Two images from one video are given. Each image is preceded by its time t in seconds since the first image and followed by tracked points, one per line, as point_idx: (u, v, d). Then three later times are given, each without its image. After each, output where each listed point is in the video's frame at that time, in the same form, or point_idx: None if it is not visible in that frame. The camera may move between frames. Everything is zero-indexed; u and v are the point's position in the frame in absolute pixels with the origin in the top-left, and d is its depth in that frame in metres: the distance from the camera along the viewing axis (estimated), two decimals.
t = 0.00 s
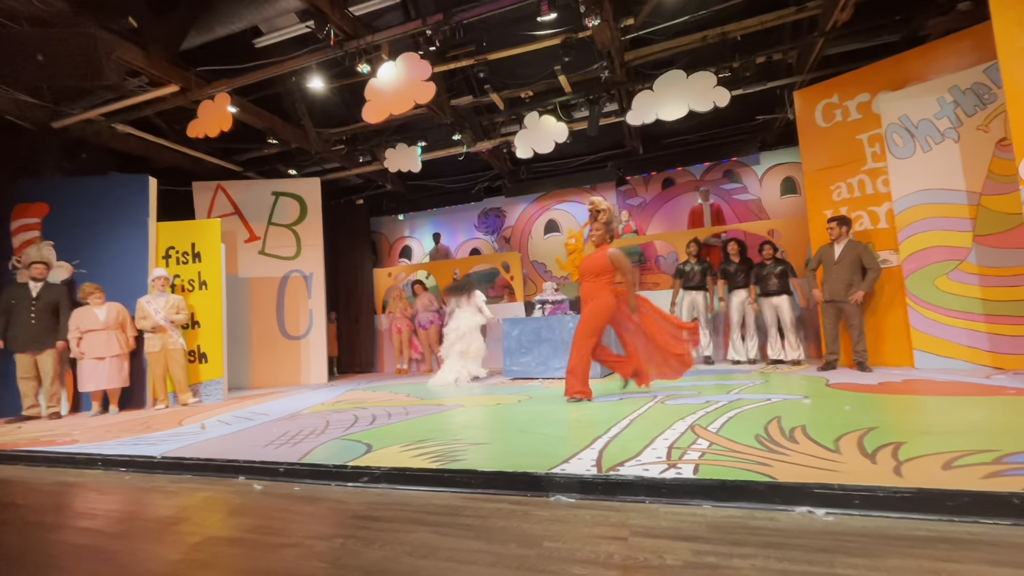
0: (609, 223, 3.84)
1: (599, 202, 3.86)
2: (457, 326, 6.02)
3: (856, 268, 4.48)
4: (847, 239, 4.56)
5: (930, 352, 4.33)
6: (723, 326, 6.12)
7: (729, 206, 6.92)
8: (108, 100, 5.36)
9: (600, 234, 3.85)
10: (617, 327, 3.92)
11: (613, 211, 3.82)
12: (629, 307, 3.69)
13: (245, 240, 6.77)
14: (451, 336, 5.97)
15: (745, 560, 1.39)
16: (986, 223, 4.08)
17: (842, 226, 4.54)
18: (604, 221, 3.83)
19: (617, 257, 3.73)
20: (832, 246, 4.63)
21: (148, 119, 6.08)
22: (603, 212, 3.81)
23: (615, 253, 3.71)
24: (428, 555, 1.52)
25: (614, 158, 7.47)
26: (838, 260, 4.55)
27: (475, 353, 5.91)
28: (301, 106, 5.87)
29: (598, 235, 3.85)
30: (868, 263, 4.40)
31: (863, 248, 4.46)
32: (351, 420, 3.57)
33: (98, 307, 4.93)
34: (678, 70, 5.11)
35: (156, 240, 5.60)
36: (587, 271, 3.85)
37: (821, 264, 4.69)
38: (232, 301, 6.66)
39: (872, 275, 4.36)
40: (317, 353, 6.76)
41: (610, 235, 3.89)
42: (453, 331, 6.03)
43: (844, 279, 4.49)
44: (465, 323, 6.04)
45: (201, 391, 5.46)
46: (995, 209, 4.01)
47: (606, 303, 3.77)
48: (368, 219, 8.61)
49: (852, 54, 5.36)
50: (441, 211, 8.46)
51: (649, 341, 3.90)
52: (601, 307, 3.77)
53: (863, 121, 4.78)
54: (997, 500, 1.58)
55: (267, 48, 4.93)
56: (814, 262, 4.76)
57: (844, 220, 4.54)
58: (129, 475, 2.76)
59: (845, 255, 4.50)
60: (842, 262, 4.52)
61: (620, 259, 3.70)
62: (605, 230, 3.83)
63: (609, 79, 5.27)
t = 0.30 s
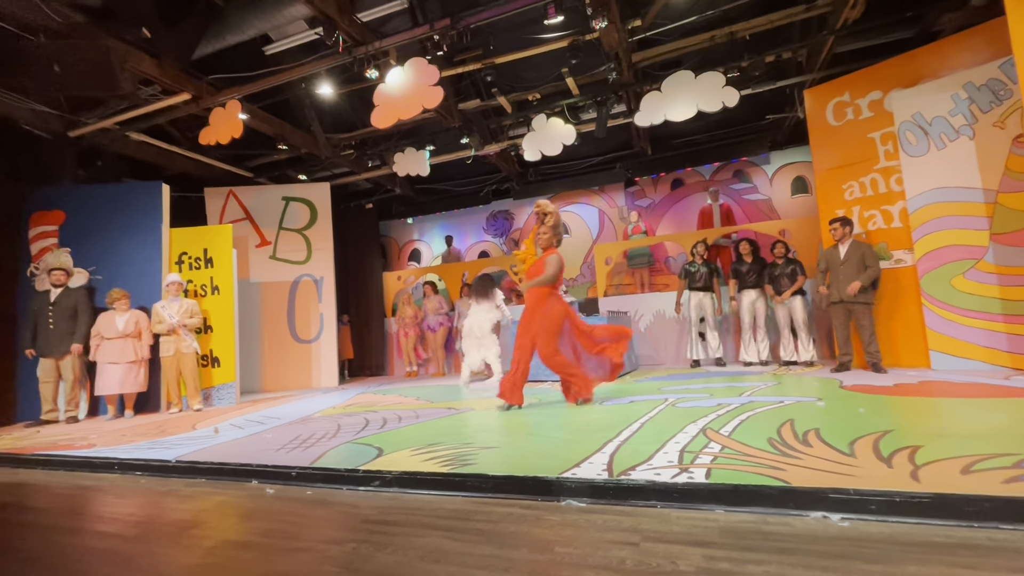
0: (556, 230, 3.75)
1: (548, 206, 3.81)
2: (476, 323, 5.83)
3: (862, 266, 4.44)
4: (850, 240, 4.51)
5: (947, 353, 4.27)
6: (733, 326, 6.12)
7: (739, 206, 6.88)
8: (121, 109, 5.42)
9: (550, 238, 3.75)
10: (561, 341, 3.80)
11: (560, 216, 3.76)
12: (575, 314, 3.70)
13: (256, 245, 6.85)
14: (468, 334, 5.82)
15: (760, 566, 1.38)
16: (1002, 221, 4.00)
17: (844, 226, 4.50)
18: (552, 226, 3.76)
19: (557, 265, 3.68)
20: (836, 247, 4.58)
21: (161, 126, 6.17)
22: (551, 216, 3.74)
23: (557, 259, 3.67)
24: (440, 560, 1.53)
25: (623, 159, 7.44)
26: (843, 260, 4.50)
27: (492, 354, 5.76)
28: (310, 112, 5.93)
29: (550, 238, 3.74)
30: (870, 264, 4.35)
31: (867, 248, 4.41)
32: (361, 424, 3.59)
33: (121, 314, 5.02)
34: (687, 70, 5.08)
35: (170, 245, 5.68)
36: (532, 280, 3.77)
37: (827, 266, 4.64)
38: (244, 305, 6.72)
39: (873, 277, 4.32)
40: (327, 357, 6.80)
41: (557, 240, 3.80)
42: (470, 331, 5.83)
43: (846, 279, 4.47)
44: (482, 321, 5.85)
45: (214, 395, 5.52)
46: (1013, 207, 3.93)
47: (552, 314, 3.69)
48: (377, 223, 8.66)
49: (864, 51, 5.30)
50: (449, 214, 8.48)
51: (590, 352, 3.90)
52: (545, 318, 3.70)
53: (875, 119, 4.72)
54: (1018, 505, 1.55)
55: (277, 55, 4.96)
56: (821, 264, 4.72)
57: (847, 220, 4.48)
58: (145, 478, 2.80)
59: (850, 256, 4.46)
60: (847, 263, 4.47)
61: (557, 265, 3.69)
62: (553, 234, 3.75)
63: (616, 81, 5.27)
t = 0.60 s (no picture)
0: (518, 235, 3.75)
1: (503, 207, 3.80)
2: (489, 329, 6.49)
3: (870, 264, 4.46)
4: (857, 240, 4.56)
5: (969, 352, 4.18)
6: (748, 326, 6.06)
7: (754, 205, 6.79)
8: (140, 117, 5.53)
9: (508, 239, 3.72)
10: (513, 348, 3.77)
11: (518, 218, 3.76)
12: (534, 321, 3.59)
13: (271, 249, 6.93)
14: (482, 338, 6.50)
15: (778, 570, 1.36)
16: None
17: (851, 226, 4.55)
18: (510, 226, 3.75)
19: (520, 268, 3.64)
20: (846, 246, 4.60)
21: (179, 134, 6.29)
22: (506, 217, 3.74)
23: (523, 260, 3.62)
24: (455, 562, 1.52)
25: (635, 158, 7.39)
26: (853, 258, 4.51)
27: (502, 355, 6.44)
28: (323, 116, 6.00)
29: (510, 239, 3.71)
30: (876, 261, 4.37)
31: (875, 245, 4.41)
32: (376, 425, 3.61)
33: (143, 316, 5.12)
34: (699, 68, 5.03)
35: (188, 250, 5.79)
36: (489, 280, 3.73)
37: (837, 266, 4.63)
38: (259, 308, 6.81)
39: (876, 273, 4.36)
40: (341, 359, 6.87)
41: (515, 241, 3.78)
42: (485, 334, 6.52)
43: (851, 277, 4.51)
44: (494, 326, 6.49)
45: (231, 398, 5.59)
46: None
47: (511, 320, 3.60)
48: (389, 226, 8.73)
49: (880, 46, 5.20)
50: (461, 216, 8.52)
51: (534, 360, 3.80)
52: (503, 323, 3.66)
53: (892, 115, 4.63)
54: None
55: (290, 61, 5.03)
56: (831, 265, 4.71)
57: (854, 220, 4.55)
58: (165, 479, 2.85)
59: (858, 254, 4.47)
60: (856, 261, 4.48)
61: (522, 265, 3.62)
62: (510, 235, 3.73)
63: (627, 80, 5.24)
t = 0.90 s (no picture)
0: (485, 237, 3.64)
1: (468, 208, 3.68)
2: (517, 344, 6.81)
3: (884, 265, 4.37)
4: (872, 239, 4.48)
5: (994, 352, 4.07)
6: (764, 326, 5.98)
7: (769, 204, 6.70)
8: (159, 125, 5.67)
9: (475, 241, 3.60)
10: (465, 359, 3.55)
11: (484, 219, 3.66)
12: (505, 322, 3.50)
13: (287, 253, 7.03)
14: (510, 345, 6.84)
15: None
16: None
17: (866, 226, 4.46)
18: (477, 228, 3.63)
19: (486, 271, 3.52)
20: (860, 247, 4.52)
21: (196, 141, 6.41)
22: (472, 218, 3.64)
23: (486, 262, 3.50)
24: (471, 564, 1.53)
25: (647, 159, 7.35)
26: (869, 259, 4.43)
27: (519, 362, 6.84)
28: (336, 121, 6.07)
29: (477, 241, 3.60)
30: (893, 260, 4.29)
31: (892, 244, 4.32)
32: (391, 427, 3.63)
33: (162, 319, 5.23)
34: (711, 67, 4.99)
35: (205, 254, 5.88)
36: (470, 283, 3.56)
37: (852, 267, 4.55)
38: (275, 311, 6.91)
39: (894, 273, 4.26)
40: (356, 361, 6.94)
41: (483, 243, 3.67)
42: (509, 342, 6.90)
43: (869, 279, 4.42)
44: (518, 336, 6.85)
45: (248, 400, 5.67)
46: None
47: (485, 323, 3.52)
48: (402, 229, 8.78)
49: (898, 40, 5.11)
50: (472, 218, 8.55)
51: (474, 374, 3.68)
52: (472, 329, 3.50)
53: (912, 110, 4.54)
54: None
55: (304, 67, 5.10)
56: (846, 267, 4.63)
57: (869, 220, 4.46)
58: (185, 481, 2.90)
59: (875, 255, 4.39)
60: (872, 262, 4.40)
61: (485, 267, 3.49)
62: (476, 237, 3.62)
63: (640, 80, 5.22)
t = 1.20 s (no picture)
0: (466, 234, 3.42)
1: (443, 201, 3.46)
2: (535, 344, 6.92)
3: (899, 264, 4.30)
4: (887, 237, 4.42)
5: (1013, 352, 3.99)
6: (775, 327, 5.92)
7: (780, 202, 6.64)
8: (171, 129, 5.78)
9: (453, 234, 3.38)
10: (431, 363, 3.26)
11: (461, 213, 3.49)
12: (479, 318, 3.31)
13: (298, 255, 7.09)
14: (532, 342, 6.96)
15: None
16: None
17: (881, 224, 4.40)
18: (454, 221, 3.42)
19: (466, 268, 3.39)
20: (874, 245, 4.46)
21: (208, 145, 6.49)
22: (449, 212, 3.46)
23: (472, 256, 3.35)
24: (481, 565, 1.53)
25: (656, 158, 7.32)
26: (883, 258, 4.37)
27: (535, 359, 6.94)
28: (346, 124, 6.11)
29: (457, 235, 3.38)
30: (908, 259, 4.22)
31: (908, 243, 4.25)
32: (400, 429, 3.64)
33: (172, 321, 5.30)
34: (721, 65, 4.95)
35: (218, 258, 5.94)
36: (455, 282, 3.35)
37: (866, 266, 4.49)
38: (286, 313, 6.97)
39: (910, 272, 4.19)
40: (366, 362, 6.98)
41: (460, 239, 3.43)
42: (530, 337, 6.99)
43: (883, 278, 4.36)
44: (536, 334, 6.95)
45: (261, 400, 5.73)
46: None
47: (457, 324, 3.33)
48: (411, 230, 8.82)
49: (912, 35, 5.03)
50: (481, 219, 8.57)
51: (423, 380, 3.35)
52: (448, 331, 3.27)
53: (927, 106, 4.47)
54: None
55: (314, 70, 5.14)
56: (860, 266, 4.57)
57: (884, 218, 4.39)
58: (199, 481, 2.94)
59: (889, 252, 4.33)
60: (886, 260, 4.34)
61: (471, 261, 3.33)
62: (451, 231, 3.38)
63: (648, 79, 5.19)
